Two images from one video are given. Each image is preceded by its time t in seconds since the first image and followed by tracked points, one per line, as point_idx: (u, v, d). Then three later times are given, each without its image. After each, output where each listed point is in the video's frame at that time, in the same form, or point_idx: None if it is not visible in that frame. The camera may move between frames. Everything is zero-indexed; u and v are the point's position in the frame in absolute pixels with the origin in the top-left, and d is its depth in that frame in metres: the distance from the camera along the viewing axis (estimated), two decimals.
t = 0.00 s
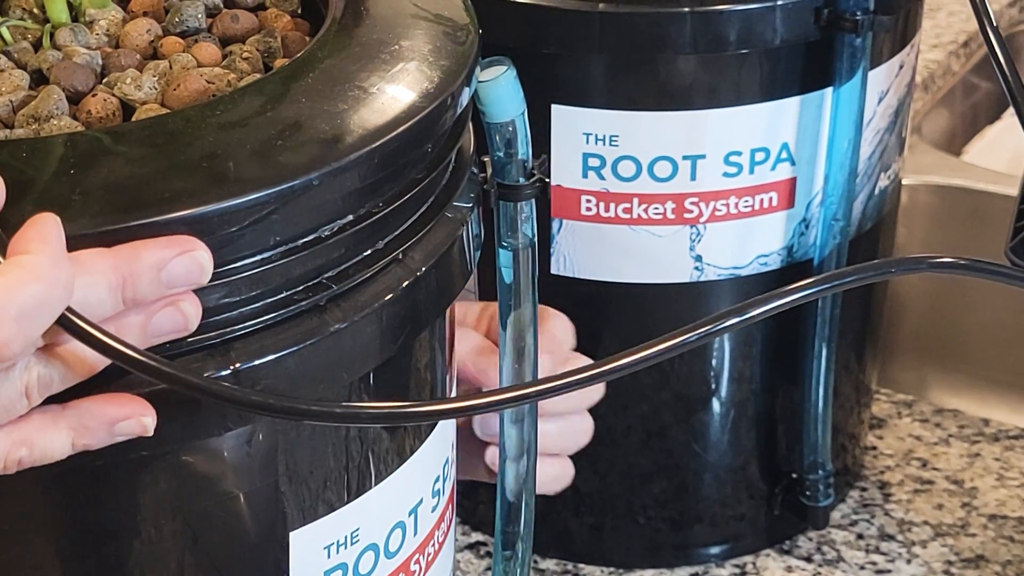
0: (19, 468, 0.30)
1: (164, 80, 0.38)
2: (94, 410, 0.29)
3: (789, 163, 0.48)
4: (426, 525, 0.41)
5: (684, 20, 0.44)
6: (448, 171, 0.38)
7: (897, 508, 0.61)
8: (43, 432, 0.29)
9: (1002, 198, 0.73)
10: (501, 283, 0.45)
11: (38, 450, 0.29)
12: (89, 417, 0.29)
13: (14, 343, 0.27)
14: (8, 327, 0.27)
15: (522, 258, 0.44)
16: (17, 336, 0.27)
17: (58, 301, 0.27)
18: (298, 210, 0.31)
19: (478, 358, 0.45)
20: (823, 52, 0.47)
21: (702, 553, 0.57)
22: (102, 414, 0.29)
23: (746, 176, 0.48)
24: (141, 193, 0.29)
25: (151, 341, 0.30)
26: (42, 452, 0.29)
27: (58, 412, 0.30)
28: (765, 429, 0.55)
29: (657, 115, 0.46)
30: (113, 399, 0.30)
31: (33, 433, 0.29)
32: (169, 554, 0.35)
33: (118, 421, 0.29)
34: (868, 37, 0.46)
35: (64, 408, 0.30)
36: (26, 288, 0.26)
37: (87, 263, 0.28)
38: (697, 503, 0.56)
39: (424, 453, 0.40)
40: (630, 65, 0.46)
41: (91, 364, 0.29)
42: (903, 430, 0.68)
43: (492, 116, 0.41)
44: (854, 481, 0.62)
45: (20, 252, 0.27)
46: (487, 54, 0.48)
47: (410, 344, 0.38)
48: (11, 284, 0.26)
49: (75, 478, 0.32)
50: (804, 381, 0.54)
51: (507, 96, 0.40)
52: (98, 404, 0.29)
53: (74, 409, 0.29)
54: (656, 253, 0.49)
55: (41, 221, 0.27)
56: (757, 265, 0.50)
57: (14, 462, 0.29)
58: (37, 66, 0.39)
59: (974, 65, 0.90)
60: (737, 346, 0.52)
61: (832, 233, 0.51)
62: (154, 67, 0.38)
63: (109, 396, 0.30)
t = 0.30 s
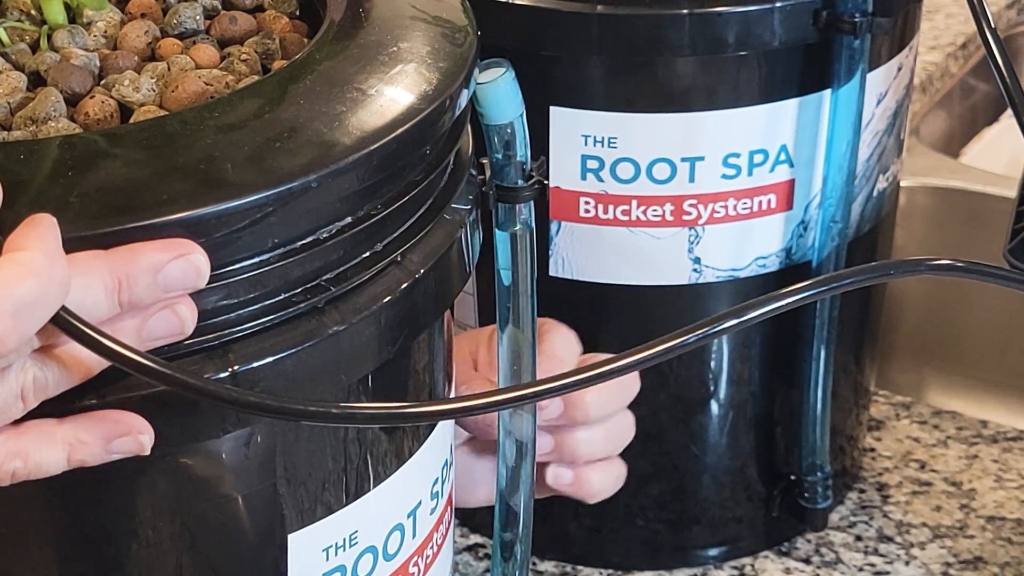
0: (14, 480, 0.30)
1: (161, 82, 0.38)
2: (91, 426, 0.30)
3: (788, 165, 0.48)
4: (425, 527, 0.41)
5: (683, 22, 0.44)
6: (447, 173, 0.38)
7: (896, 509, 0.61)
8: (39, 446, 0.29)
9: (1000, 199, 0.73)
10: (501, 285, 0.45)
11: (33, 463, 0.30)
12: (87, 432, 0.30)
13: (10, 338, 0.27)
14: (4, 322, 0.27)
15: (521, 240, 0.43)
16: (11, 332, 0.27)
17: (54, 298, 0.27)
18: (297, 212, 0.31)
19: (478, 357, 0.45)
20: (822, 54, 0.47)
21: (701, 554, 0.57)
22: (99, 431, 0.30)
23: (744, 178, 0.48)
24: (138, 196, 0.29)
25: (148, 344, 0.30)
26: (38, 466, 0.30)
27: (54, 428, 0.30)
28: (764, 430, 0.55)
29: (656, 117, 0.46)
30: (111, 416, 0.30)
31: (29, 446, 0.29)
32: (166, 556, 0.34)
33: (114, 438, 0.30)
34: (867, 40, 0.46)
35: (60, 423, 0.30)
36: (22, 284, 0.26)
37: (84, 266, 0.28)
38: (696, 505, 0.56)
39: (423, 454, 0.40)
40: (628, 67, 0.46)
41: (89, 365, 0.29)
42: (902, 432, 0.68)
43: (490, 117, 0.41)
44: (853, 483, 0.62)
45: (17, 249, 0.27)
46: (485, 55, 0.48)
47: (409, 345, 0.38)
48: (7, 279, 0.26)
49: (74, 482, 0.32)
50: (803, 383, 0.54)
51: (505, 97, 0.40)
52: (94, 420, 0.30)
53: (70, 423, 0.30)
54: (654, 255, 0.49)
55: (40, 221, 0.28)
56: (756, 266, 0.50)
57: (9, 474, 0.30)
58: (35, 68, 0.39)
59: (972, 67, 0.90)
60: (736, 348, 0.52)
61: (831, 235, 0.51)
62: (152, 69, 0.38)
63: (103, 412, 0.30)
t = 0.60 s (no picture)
0: (12, 490, 0.30)
1: (162, 84, 0.38)
2: (93, 438, 0.30)
3: (788, 167, 0.48)
4: (426, 529, 0.41)
5: (683, 24, 0.44)
6: (447, 175, 0.38)
7: (896, 511, 0.61)
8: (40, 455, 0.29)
9: (999, 201, 0.73)
10: (501, 287, 0.45)
11: (32, 473, 0.30)
12: (88, 444, 0.30)
13: (12, 341, 0.27)
14: (6, 324, 0.27)
15: (521, 234, 0.43)
16: (13, 334, 0.27)
17: (56, 301, 0.27)
18: (297, 215, 0.31)
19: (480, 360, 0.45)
20: (823, 56, 0.47)
21: (701, 556, 0.57)
22: (101, 443, 0.30)
23: (745, 181, 0.48)
24: (141, 199, 0.29)
25: (148, 347, 0.30)
26: (37, 476, 0.30)
27: (56, 437, 0.30)
28: (764, 432, 0.55)
29: (656, 120, 0.46)
30: (112, 430, 0.30)
31: (29, 457, 0.29)
32: (167, 559, 0.34)
33: (116, 452, 0.30)
34: (867, 41, 0.46)
35: (62, 433, 0.30)
36: (23, 286, 0.26)
37: (85, 269, 0.28)
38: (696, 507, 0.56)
39: (424, 456, 0.40)
40: (629, 69, 0.46)
41: (90, 369, 0.29)
42: (902, 434, 0.68)
43: (490, 119, 0.41)
44: (853, 485, 0.62)
45: (20, 253, 0.27)
46: (486, 57, 0.48)
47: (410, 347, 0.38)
48: (10, 282, 0.26)
49: (75, 484, 0.32)
50: (803, 385, 0.54)
51: (506, 99, 0.40)
52: (95, 434, 0.30)
53: (72, 434, 0.30)
54: (655, 257, 0.49)
55: (43, 225, 0.28)
56: (757, 268, 0.50)
57: (8, 484, 0.30)
58: (37, 71, 0.39)
59: (972, 69, 0.90)
60: (736, 350, 0.52)
61: (831, 237, 0.51)
62: (153, 71, 0.38)
63: (104, 426, 0.30)
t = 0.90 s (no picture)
0: (11, 492, 0.30)
1: (162, 85, 0.38)
2: (91, 440, 0.30)
3: (788, 168, 0.48)
4: (426, 530, 0.41)
5: (683, 25, 0.44)
6: (447, 177, 0.38)
7: (896, 512, 0.61)
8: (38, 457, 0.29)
9: (999, 202, 0.73)
10: (501, 288, 0.45)
11: (31, 475, 0.30)
12: (86, 446, 0.30)
13: (12, 342, 0.27)
14: (6, 325, 0.27)
15: (521, 243, 0.43)
16: (13, 335, 0.27)
17: (56, 304, 0.27)
18: (298, 216, 0.31)
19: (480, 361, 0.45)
20: (823, 56, 0.47)
21: (700, 557, 0.57)
22: (99, 445, 0.30)
23: (744, 182, 0.48)
24: (142, 200, 0.29)
25: (147, 349, 0.30)
26: (36, 478, 0.30)
27: (54, 439, 0.30)
28: (764, 433, 0.55)
29: (656, 121, 0.46)
30: (108, 433, 0.30)
31: (27, 459, 0.29)
32: (167, 559, 0.34)
33: (114, 455, 0.30)
34: (867, 42, 0.46)
35: (61, 435, 0.30)
36: (23, 289, 0.26)
37: (84, 272, 0.28)
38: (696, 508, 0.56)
39: (423, 457, 0.40)
40: (629, 70, 0.46)
41: (88, 371, 0.29)
42: (902, 435, 0.68)
43: (490, 120, 0.41)
44: (853, 486, 0.62)
45: (21, 255, 0.27)
46: (486, 58, 0.48)
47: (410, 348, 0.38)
48: (10, 283, 0.26)
49: (75, 485, 0.32)
50: (804, 386, 0.54)
51: (506, 100, 0.40)
52: (94, 437, 0.30)
53: (71, 436, 0.30)
54: (655, 257, 0.49)
55: (45, 228, 0.28)
56: (757, 269, 0.50)
57: (7, 485, 0.30)
58: (37, 72, 0.39)
59: (971, 70, 0.90)
60: (736, 351, 0.52)
61: (831, 238, 0.51)
62: (153, 72, 0.38)
63: (103, 429, 0.30)
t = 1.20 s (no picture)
0: (11, 490, 0.30)
1: (164, 83, 0.38)
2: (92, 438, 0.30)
3: (789, 167, 0.48)
4: (427, 528, 0.41)
5: (684, 24, 0.44)
6: (448, 175, 0.38)
7: (897, 511, 0.61)
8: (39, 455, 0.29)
9: (999, 201, 0.73)
10: (502, 286, 0.45)
11: (32, 474, 0.30)
12: (87, 444, 0.30)
13: (14, 340, 0.27)
14: (8, 323, 0.27)
15: (522, 243, 0.44)
16: (15, 334, 0.27)
17: (58, 303, 0.27)
18: (299, 213, 0.31)
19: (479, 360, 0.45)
20: (824, 55, 0.47)
21: (701, 556, 0.57)
22: (100, 443, 0.30)
23: (745, 180, 0.48)
24: (143, 196, 0.29)
25: (148, 347, 0.30)
26: (37, 476, 0.30)
27: (55, 437, 0.30)
28: (764, 432, 0.55)
29: (656, 119, 0.46)
30: (108, 432, 0.30)
31: (28, 457, 0.29)
32: (169, 557, 0.34)
33: (115, 453, 0.30)
34: (867, 41, 0.46)
35: (61, 433, 0.30)
36: (26, 287, 0.26)
37: (86, 270, 0.28)
38: (696, 506, 0.56)
39: (425, 455, 0.40)
40: (630, 68, 0.46)
41: (90, 369, 0.29)
42: (902, 434, 0.68)
43: (491, 117, 0.41)
44: (853, 485, 0.62)
45: (23, 253, 0.27)
46: (486, 57, 0.48)
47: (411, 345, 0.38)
48: (12, 282, 0.26)
49: (76, 482, 0.32)
50: (804, 384, 0.54)
51: (507, 98, 0.40)
52: (95, 435, 0.30)
53: (71, 435, 0.30)
54: (655, 256, 0.49)
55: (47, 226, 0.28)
56: (757, 268, 0.50)
57: (7, 484, 0.30)
58: (38, 69, 0.39)
59: (971, 70, 0.90)
60: (737, 349, 0.52)
61: (831, 236, 0.51)
62: (154, 70, 0.38)
63: (105, 427, 0.30)
